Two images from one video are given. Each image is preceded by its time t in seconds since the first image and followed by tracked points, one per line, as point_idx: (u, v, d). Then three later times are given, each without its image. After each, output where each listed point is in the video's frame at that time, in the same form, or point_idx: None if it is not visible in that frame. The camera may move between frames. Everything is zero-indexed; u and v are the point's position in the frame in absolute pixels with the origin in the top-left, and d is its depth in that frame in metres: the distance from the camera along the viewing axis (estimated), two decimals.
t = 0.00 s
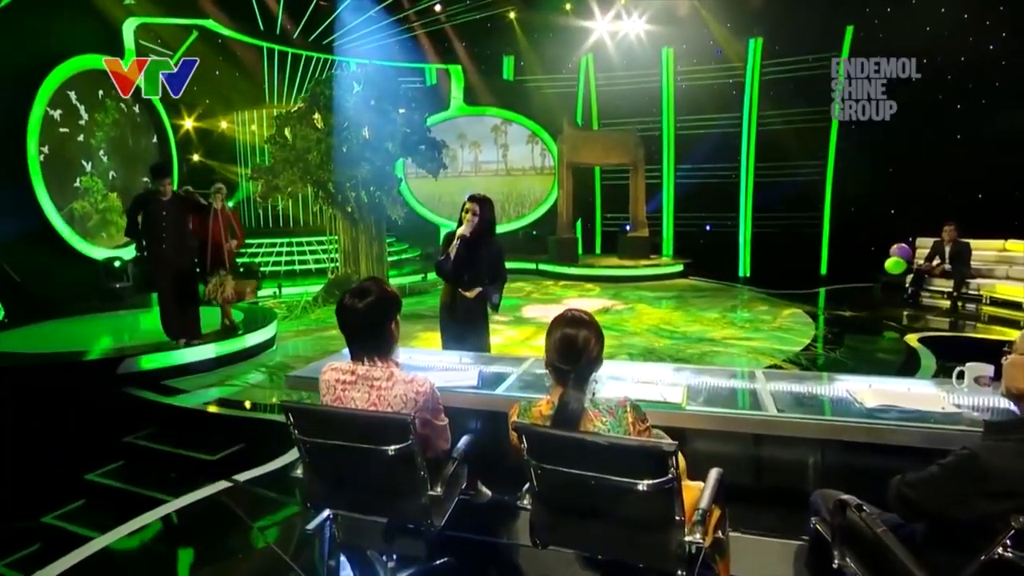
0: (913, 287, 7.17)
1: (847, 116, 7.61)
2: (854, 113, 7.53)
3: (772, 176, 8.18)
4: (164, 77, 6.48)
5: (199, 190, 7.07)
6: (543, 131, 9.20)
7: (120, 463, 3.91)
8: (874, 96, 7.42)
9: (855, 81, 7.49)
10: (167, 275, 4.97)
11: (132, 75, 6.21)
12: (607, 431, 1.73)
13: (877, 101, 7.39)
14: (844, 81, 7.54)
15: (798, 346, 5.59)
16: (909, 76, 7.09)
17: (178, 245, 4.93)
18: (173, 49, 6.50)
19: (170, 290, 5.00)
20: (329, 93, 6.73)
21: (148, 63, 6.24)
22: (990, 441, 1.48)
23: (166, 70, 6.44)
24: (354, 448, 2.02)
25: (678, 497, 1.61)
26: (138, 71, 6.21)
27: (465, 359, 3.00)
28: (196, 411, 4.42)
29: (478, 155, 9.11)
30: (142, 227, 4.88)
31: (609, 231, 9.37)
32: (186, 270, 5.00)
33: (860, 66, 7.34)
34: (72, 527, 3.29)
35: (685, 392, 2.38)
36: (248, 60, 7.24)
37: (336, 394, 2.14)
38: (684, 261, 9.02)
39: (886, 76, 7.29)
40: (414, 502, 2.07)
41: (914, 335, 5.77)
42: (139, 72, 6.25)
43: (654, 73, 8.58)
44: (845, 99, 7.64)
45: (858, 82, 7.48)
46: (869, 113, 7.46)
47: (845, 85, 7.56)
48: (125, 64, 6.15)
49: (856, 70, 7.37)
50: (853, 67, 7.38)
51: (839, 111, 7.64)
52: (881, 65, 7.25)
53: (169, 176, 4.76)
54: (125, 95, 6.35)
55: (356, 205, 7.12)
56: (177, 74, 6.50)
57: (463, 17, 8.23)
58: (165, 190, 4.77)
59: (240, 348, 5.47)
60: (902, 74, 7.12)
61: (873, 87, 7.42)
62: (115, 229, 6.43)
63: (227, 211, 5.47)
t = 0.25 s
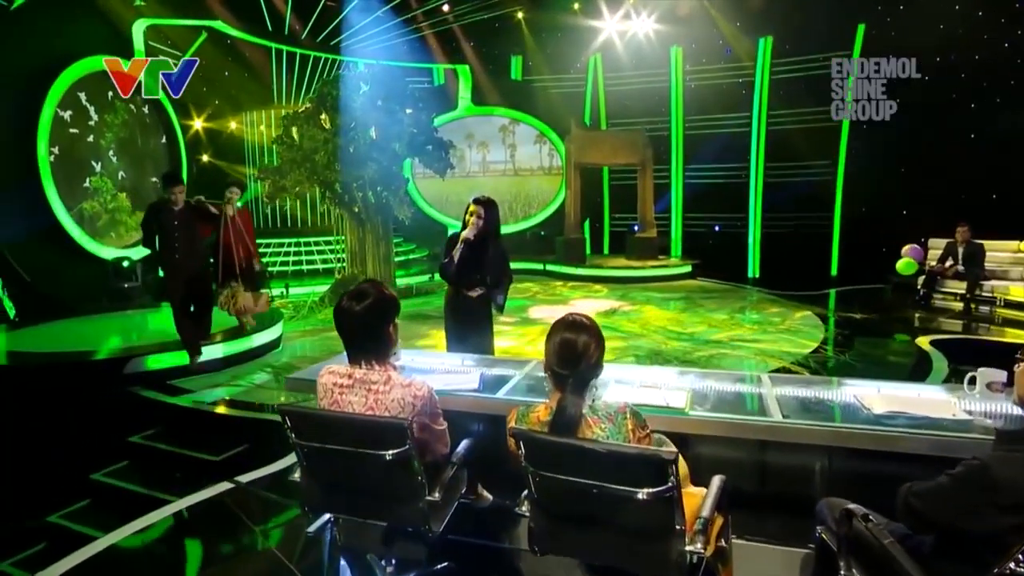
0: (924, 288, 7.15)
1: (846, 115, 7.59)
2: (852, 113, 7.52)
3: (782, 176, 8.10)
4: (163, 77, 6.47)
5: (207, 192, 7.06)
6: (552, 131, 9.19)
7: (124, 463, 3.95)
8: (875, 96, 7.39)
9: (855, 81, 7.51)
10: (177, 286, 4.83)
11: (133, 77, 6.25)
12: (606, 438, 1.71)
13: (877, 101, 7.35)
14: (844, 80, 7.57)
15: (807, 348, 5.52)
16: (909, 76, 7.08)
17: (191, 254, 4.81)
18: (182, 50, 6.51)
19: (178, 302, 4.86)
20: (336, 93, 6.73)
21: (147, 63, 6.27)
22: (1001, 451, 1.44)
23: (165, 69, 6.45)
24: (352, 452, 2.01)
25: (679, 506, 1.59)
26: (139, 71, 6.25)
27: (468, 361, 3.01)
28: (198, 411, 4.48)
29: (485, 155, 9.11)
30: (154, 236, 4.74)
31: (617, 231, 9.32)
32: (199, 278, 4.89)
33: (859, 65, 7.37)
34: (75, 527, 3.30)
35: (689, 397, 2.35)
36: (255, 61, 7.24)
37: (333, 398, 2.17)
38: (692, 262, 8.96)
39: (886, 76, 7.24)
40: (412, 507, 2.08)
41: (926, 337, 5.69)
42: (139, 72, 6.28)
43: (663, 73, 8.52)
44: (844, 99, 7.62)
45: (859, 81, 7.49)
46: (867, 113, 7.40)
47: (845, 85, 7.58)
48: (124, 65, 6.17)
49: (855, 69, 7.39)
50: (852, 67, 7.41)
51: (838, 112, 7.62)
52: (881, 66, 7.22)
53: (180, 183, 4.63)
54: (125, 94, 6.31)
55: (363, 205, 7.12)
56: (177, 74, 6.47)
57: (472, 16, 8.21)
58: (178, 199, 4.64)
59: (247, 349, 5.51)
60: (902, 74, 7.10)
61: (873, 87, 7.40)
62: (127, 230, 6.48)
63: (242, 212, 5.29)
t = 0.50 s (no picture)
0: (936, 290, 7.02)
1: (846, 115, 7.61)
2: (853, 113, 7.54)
3: (792, 176, 8.02)
4: (163, 78, 6.38)
5: (218, 191, 7.20)
6: (559, 131, 9.14)
7: (130, 463, 4.09)
8: (874, 97, 7.42)
9: (854, 81, 7.54)
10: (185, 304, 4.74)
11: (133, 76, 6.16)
12: (604, 445, 1.69)
13: (877, 101, 7.38)
14: (843, 80, 7.55)
15: (818, 351, 5.46)
16: (909, 76, 7.12)
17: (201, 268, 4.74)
18: (191, 50, 6.63)
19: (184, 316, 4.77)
20: (343, 93, 6.72)
21: (148, 62, 6.19)
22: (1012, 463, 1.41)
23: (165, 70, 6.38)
24: (349, 456, 2.14)
25: (679, 515, 1.56)
26: (140, 70, 6.17)
27: (471, 363, 3.05)
28: (202, 410, 4.51)
29: (493, 156, 9.11)
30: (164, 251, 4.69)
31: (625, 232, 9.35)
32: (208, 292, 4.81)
33: (859, 65, 7.39)
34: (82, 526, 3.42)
35: (693, 401, 2.32)
36: (263, 60, 7.35)
37: (330, 401, 2.25)
38: (700, 263, 8.90)
39: (885, 75, 7.24)
40: (413, 512, 2.19)
41: (938, 340, 5.62)
42: (139, 71, 6.18)
43: (672, 72, 8.48)
44: (842, 99, 7.59)
45: (858, 82, 7.53)
46: (866, 113, 7.43)
47: (845, 85, 7.56)
48: (125, 64, 6.08)
49: (855, 69, 7.40)
50: (852, 67, 7.42)
51: (839, 112, 7.59)
52: (881, 65, 7.22)
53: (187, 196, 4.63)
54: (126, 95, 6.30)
55: (370, 205, 7.11)
56: (177, 73, 6.39)
57: (480, 16, 8.20)
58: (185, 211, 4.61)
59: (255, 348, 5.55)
60: (902, 74, 7.15)
61: (873, 87, 7.44)
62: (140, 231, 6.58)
63: (252, 216, 5.17)
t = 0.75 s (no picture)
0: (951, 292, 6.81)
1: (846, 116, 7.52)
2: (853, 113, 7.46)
3: (804, 176, 7.94)
4: (164, 77, 6.30)
5: (228, 191, 7.28)
6: (568, 131, 9.05)
7: (136, 463, 4.19)
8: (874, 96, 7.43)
9: (854, 81, 7.53)
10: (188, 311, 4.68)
11: (133, 76, 6.08)
12: (602, 453, 1.68)
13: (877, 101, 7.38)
14: (843, 80, 7.51)
15: (829, 354, 5.38)
16: (910, 76, 7.10)
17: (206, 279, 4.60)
18: (200, 51, 6.72)
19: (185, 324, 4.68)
20: (350, 93, 6.70)
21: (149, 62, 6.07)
22: None
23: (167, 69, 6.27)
24: (348, 462, 2.26)
25: (679, 525, 1.53)
26: (140, 70, 6.08)
27: (473, 367, 3.11)
28: (208, 410, 4.53)
29: (501, 156, 9.07)
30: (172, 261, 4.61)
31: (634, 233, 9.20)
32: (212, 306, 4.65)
33: (859, 66, 7.41)
34: (88, 526, 3.53)
35: (697, 407, 2.29)
36: (271, 61, 7.41)
37: (328, 405, 2.34)
38: (710, 264, 8.80)
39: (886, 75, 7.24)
40: (411, 516, 2.29)
41: (951, 343, 5.53)
42: (140, 70, 6.09)
43: (682, 70, 8.41)
44: (843, 99, 7.54)
45: (857, 81, 7.53)
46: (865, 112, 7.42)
47: (845, 85, 7.53)
48: (125, 64, 6.00)
49: (856, 69, 7.41)
50: (853, 67, 7.43)
51: (839, 112, 7.53)
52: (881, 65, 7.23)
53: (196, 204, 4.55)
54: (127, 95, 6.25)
55: (378, 205, 7.08)
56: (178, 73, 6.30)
57: (488, 15, 8.17)
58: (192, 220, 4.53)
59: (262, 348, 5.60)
60: (902, 74, 7.12)
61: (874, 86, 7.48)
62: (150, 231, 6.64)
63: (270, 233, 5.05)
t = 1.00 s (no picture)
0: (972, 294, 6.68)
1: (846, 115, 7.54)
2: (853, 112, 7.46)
3: (819, 175, 7.79)
4: (164, 77, 6.25)
5: (236, 190, 7.37)
6: (578, 129, 8.97)
7: (140, 464, 4.16)
8: (875, 96, 7.40)
9: (855, 81, 7.52)
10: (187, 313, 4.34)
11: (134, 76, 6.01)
12: (600, 465, 1.65)
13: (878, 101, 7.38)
14: (843, 81, 7.53)
15: (842, 359, 5.24)
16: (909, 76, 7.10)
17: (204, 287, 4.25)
18: (210, 50, 6.86)
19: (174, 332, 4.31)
20: (359, 92, 6.67)
21: (147, 62, 6.08)
22: None
23: (166, 69, 6.26)
24: (342, 469, 2.25)
25: (681, 539, 1.45)
26: (140, 70, 6.02)
27: (474, 371, 3.11)
28: (212, 411, 4.52)
29: (511, 155, 9.00)
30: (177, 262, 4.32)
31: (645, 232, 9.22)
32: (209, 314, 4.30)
33: (860, 66, 7.39)
34: (90, 527, 3.49)
35: (703, 414, 2.22)
36: (280, 61, 7.47)
37: (324, 411, 2.33)
38: (723, 265, 8.60)
39: (886, 75, 7.28)
40: (408, 526, 2.28)
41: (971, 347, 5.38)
42: (139, 71, 6.03)
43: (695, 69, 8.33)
44: (843, 99, 7.57)
45: (858, 82, 7.51)
46: (867, 112, 7.40)
47: (845, 85, 7.55)
48: (125, 65, 5.93)
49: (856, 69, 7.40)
50: (852, 67, 7.42)
51: (838, 112, 7.55)
52: (881, 65, 7.27)
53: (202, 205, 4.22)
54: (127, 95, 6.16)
55: (386, 205, 7.04)
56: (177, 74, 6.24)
57: (498, 14, 8.12)
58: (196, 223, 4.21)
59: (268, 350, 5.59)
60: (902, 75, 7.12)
61: (873, 87, 7.48)
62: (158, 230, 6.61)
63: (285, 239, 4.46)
